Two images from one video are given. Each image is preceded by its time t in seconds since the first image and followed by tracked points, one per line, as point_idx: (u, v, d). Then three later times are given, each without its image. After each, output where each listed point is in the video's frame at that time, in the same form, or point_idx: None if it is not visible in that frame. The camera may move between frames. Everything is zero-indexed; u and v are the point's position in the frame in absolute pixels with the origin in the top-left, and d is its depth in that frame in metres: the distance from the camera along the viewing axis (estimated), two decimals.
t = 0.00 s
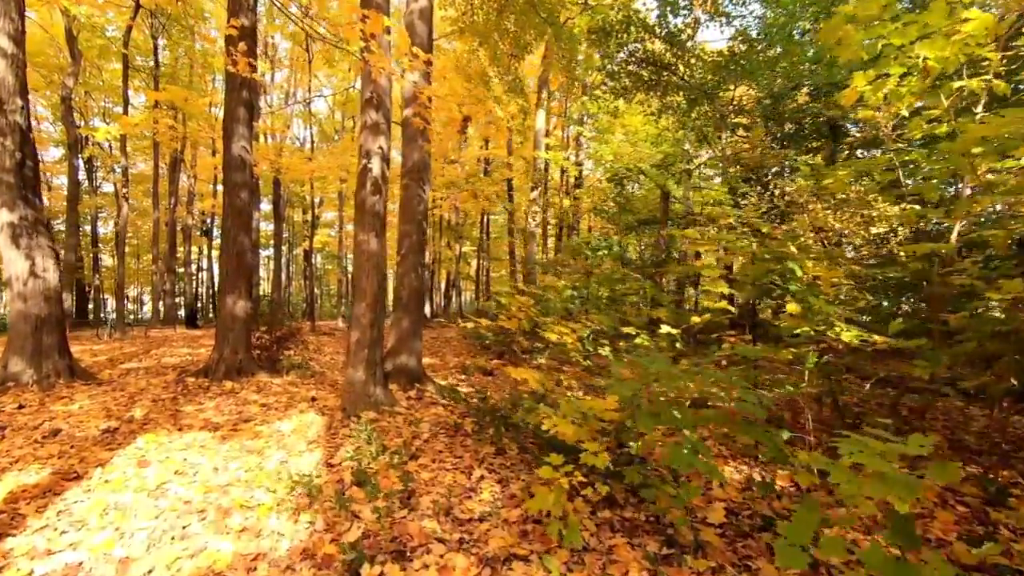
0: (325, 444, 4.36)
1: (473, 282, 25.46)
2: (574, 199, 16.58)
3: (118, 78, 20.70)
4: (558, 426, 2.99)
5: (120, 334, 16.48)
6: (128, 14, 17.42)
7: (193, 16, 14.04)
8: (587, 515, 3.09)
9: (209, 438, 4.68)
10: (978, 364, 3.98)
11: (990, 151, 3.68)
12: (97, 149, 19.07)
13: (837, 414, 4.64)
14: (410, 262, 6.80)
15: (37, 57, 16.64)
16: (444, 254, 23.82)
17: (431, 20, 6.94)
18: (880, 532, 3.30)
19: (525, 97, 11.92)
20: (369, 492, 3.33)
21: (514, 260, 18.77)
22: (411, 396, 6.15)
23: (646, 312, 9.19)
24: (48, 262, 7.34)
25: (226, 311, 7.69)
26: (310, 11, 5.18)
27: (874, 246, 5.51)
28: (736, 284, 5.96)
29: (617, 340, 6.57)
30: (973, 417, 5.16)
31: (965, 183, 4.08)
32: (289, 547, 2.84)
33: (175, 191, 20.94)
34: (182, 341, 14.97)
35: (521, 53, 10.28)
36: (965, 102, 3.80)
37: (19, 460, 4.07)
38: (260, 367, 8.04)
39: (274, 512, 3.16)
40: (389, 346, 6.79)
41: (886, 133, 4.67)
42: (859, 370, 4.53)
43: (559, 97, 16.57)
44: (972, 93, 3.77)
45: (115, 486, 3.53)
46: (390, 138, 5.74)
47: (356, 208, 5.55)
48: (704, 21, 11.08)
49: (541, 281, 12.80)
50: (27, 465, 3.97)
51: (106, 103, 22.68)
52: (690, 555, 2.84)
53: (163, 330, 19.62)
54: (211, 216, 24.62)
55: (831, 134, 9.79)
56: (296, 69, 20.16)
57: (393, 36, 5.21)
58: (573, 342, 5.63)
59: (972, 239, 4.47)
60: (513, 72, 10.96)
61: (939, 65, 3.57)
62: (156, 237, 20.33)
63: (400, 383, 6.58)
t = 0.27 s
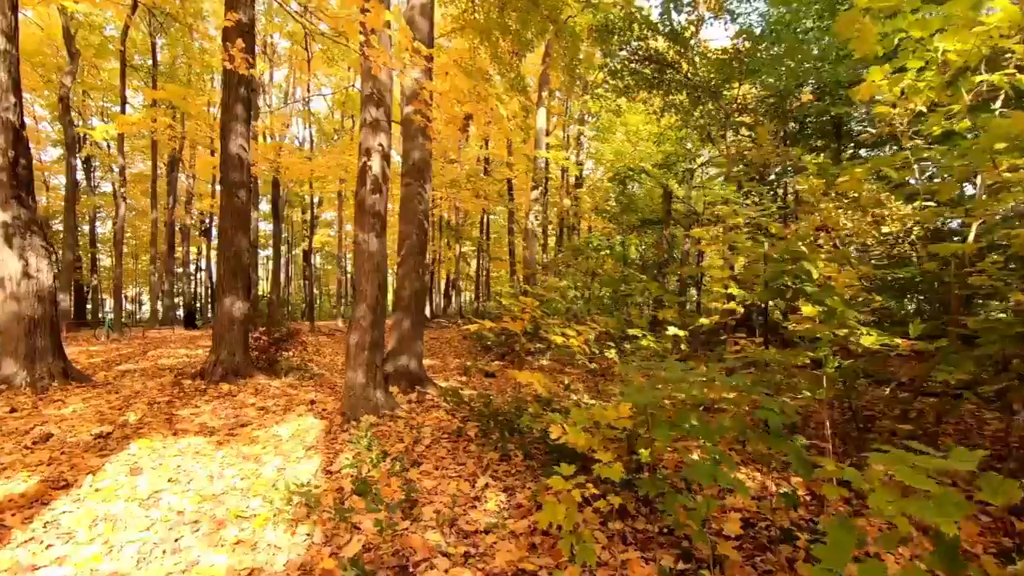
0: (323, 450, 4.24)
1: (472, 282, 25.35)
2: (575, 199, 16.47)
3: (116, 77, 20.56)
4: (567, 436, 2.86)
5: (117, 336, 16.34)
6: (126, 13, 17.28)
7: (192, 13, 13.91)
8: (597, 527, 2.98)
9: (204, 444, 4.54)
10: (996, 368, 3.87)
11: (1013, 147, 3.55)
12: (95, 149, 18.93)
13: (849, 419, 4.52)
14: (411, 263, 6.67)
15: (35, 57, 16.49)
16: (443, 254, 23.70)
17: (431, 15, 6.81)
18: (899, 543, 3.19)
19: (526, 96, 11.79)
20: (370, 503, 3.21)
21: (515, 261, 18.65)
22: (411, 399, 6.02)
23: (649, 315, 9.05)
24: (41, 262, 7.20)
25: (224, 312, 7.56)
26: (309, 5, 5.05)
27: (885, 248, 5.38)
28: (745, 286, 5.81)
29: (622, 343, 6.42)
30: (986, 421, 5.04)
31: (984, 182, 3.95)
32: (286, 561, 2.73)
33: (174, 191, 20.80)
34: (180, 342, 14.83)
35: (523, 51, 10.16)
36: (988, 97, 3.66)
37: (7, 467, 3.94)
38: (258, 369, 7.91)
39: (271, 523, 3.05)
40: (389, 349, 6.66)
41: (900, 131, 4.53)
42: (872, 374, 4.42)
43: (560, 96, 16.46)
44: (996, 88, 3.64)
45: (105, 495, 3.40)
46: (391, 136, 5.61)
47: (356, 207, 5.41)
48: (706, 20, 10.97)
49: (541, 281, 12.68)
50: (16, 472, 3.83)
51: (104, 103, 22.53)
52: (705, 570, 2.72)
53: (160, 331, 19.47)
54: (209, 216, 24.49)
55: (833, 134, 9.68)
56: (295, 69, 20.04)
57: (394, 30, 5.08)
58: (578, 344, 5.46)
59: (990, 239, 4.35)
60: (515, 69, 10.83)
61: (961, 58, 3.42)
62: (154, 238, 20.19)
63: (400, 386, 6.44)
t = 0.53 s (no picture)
0: (319, 454, 4.09)
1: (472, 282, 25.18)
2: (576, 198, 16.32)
3: (113, 75, 20.39)
4: (577, 444, 2.70)
5: (114, 336, 16.19)
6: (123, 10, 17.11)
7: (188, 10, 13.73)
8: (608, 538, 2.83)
9: (196, 448, 4.38)
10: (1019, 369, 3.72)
11: None
12: (93, 148, 18.77)
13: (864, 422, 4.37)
14: (410, 261, 6.51)
15: (32, 55, 16.34)
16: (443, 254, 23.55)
17: (431, 7, 6.65)
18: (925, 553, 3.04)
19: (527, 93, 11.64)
20: (367, 513, 3.07)
21: (515, 260, 18.50)
22: (411, 401, 5.85)
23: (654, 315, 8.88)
24: (32, 260, 7.04)
25: (219, 312, 7.40)
26: None
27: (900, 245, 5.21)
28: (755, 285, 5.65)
29: (628, 344, 6.24)
30: (1005, 423, 4.89)
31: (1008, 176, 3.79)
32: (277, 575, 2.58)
33: (172, 190, 20.64)
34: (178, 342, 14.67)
35: (524, 47, 10.02)
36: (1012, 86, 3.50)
37: None
38: (255, 370, 7.74)
39: (261, 534, 2.90)
40: (389, 349, 6.50)
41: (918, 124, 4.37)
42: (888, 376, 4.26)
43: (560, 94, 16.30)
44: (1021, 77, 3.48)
45: (88, 504, 3.24)
46: (389, 130, 5.44)
47: (354, 204, 5.25)
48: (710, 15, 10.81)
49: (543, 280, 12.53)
50: None
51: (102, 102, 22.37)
52: None
53: (159, 331, 19.30)
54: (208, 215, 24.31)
55: (838, 131, 9.54)
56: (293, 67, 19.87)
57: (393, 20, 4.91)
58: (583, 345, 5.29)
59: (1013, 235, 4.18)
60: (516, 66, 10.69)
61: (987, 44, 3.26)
62: (152, 237, 20.03)
63: (399, 388, 6.27)
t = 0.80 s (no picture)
0: (314, 461, 3.93)
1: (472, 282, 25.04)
2: (576, 197, 16.16)
3: (109, 74, 20.20)
4: (586, 455, 2.54)
5: (111, 336, 16.02)
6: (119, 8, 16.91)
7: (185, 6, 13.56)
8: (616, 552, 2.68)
9: (186, 455, 4.21)
10: None
11: None
12: (89, 147, 18.58)
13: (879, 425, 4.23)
14: (409, 260, 6.33)
15: (27, 53, 16.14)
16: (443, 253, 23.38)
17: None
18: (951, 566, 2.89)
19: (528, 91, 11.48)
20: (363, 529, 2.92)
21: (516, 259, 18.33)
22: (410, 404, 5.69)
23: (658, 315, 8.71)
24: (20, 259, 6.85)
25: (214, 312, 7.23)
26: None
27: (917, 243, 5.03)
28: (764, 285, 5.48)
29: (633, 345, 6.08)
30: (1022, 427, 4.75)
31: None
32: None
33: (169, 190, 20.45)
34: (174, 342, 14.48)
35: (525, 43, 9.85)
36: None
37: None
38: (250, 371, 7.56)
39: (252, 551, 2.76)
40: (387, 350, 6.32)
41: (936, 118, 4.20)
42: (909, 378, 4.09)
43: (561, 92, 16.13)
44: None
45: (68, 516, 3.07)
46: (387, 125, 5.26)
47: (351, 201, 5.08)
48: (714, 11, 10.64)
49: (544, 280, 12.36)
50: None
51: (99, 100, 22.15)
52: None
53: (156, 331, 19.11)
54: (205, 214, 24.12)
55: (842, 129, 9.40)
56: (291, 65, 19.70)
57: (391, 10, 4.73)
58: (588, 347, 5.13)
59: None
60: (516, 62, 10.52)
61: (1014, 32, 3.10)
62: (149, 237, 19.85)
63: (398, 390, 6.11)
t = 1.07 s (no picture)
0: (311, 468, 3.79)
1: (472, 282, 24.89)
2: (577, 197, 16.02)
3: (107, 73, 20.06)
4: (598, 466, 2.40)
5: (107, 337, 15.87)
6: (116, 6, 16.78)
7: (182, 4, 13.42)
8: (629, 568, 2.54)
9: (178, 461, 4.07)
10: None
11: None
12: (87, 146, 18.41)
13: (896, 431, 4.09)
14: (409, 260, 6.19)
15: (24, 52, 16.01)
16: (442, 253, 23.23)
17: None
18: None
19: (530, 89, 11.35)
20: (361, 543, 2.79)
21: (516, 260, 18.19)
22: (410, 407, 5.55)
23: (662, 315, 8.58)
24: (11, 259, 6.71)
25: (209, 313, 7.08)
26: None
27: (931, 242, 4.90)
28: (774, 285, 5.35)
29: (639, 347, 5.94)
30: None
31: None
32: None
33: (167, 189, 20.29)
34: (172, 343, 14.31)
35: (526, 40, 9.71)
36: None
37: None
38: (247, 374, 7.42)
39: (244, 566, 2.62)
40: (387, 352, 6.18)
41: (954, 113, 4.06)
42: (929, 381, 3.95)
43: (562, 91, 16.00)
44: None
45: (51, 528, 2.94)
46: (387, 120, 5.11)
47: (349, 199, 4.93)
48: (718, 8, 10.49)
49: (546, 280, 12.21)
50: None
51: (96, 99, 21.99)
52: None
53: (154, 331, 18.96)
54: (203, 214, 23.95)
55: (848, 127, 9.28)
56: (290, 64, 19.55)
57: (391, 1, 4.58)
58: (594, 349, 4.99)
59: None
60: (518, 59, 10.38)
61: None
62: (147, 237, 19.69)
63: (397, 393, 5.96)
